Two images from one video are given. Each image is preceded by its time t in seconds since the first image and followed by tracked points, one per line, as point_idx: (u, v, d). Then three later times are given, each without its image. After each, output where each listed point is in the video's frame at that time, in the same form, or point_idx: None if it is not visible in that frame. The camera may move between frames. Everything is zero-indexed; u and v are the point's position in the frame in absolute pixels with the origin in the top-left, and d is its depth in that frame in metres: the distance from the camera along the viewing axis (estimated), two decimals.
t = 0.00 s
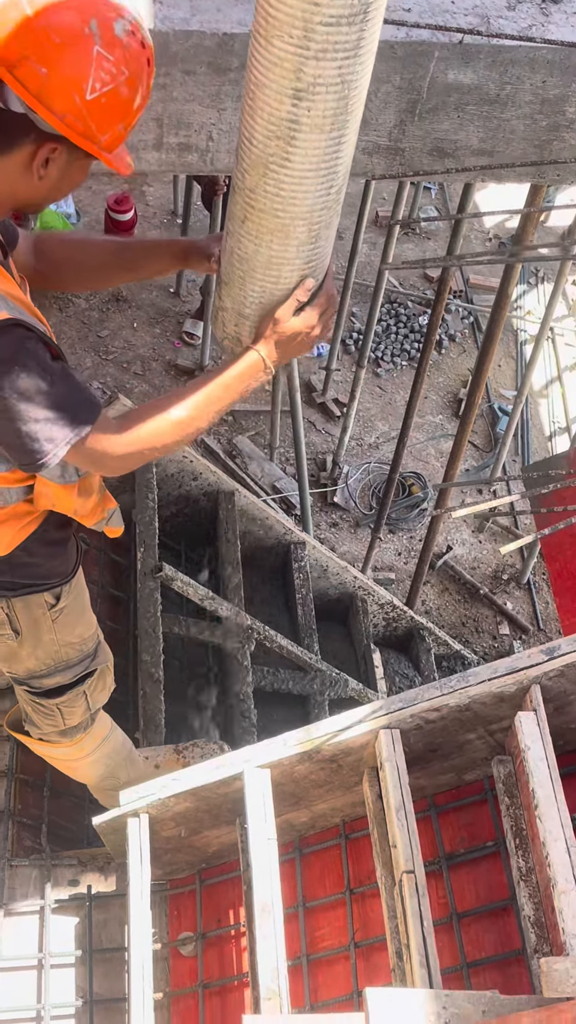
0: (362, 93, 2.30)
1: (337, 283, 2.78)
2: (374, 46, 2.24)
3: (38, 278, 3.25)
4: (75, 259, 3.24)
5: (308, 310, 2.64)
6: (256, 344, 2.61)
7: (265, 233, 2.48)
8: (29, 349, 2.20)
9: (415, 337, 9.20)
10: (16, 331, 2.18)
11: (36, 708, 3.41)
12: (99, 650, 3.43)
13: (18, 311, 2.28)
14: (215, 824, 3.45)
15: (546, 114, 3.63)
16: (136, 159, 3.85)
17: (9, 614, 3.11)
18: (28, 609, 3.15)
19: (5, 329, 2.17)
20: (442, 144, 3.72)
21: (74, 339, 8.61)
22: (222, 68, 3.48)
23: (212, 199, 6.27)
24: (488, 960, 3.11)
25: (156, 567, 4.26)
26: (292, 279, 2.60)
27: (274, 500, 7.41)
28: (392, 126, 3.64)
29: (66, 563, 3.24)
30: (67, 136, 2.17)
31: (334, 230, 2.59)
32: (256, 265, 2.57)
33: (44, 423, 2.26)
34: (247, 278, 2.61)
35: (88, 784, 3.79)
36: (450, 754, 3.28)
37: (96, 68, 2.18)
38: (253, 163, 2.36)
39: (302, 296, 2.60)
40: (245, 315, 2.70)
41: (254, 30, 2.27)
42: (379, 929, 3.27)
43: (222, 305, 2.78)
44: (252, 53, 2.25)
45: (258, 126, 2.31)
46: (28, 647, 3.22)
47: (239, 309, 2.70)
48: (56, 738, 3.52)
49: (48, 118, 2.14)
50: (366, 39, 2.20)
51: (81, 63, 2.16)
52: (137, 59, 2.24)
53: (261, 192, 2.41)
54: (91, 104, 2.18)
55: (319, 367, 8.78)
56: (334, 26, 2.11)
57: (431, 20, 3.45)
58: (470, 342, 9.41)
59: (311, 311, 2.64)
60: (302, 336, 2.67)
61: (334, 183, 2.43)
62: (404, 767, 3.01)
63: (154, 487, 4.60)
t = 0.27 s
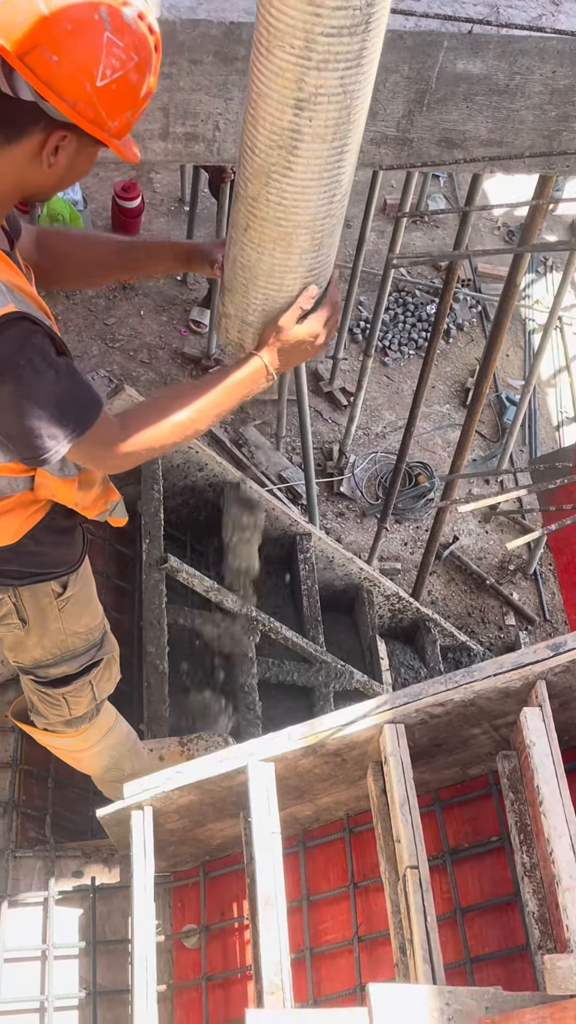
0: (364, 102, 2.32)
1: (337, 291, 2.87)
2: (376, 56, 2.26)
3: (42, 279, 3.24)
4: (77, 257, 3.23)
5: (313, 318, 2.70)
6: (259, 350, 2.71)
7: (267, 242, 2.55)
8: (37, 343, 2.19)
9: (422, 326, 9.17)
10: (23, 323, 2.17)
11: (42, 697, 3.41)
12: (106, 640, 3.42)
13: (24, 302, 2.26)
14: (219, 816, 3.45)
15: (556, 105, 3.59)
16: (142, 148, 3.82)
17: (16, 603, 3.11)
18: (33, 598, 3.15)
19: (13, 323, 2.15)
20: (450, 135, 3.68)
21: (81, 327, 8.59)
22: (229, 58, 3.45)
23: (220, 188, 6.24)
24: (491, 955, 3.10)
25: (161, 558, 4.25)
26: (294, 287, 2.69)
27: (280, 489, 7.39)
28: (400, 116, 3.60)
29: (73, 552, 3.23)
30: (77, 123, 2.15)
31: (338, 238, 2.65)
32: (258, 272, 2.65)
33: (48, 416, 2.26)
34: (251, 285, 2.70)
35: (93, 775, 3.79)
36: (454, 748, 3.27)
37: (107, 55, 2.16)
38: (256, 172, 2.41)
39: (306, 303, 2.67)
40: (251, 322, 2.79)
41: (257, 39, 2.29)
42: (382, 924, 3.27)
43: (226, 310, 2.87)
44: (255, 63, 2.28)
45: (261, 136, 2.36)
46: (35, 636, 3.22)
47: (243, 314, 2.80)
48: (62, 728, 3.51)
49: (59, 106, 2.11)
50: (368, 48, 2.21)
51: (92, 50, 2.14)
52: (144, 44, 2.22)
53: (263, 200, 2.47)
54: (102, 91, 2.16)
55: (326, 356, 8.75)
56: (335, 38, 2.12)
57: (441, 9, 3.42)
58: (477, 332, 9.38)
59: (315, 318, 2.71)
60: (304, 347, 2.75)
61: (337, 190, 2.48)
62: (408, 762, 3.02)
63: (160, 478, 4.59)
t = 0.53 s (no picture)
0: (366, 104, 2.31)
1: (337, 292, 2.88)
2: (378, 57, 2.25)
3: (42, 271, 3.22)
4: (78, 252, 3.22)
5: (312, 319, 2.70)
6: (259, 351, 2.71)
7: (268, 243, 2.53)
8: (31, 338, 2.19)
9: (433, 313, 9.11)
10: (18, 319, 2.17)
11: (46, 690, 3.38)
12: (110, 633, 3.41)
13: (21, 296, 2.25)
14: (221, 813, 3.43)
15: (568, 96, 3.54)
16: (148, 139, 3.76)
17: (20, 595, 3.10)
18: (35, 591, 3.14)
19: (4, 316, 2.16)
20: (459, 126, 3.62)
21: (89, 312, 8.56)
22: (236, 48, 3.40)
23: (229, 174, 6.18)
24: (494, 956, 3.08)
25: (166, 551, 4.24)
26: (295, 288, 2.67)
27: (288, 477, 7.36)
28: (409, 107, 3.55)
29: (75, 543, 3.20)
30: (67, 114, 2.12)
31: (339, 239, 2.64)
32: (259, 273, 2.63)
33: (45, 413, 2.25)
34: (251, 287, 2.68)
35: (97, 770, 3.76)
36: (459, 747, 3.25)
37: (97, 44, 2.13)
38: (256, 173, 2.40)
39: (307, 305, 2.66)
40: (251, 322, 2.77)
41: (259, 40, 2.28)
42: (385, 922, 3.25)
43: (225, 310, 2.85)
44: (256, 64, 2.27)
45: (262, 137, 2.34)
46: (37, 627, 3.21)
47: (242, 315, 2.78)
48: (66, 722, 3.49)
49: (48, 96, 2.08)
50: (370, 50, 2.20)
51: (82, 39, 2.10)
52: (136, 32, 2.18)
53: (264, 201, 2.45)
54: (92, 81, 2.13)
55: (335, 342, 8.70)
56: (336, 40, 2.11)
57: None
58: (488, 318, 9.32)
59: (315, 320, 2.71)
60: (304, 349, 2.75)
61: (338, 191, 2.46)
62: (412, 761, 3.00)
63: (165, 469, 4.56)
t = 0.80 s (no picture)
0: (366, 96, 2.27)
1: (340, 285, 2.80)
2: (378, 50, 2.22)
3: (40, 264, 3.18)
4: (77, 245, 3.19)
5: (313, 312, 2.64)
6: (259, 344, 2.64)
7: (267, 236, 2.48)
8: (28, 334, 2.15)
9: (442, 299, 9.06)
10: (14, 312, 2.13)
11: (46, 687, 3.37)
12: (109, 629, 3.39)
13: (16, 291, 2.22)
14: (221, 810, 3.43)
15: (575, 88, 3.49)
16: (150, 131, 3.71)
17: (18, 592, 3.09)
18: (35, 588, 3.12)
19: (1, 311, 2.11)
20: (465, 119, 3.58)
21: (97, 298, 8.52)
22: (238, 40, 3.37)
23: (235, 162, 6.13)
24: (494, 956, 3.08)
25: (169, 545, 4.23)
26: (295, 280, 2.61)
27: (296, 466, 7.33)
28: (414, 100, 3.51)
29: (75, 540, 3.18)
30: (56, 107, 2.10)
31: (339, 230, 2.58)
32: (258, 266, 2.57)
33: (43, 410, 2.22)
34: (251, 279, 2.63)
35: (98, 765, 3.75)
36: (460, 746, 3.23)
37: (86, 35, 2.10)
38: (255, 166, 2.36)
39: (306, 299, 2.60)
40: (251, 313, 2.72)
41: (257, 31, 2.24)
42: (385, 921, 3.25)
43: (225, 302, 2.80)
44: (254, 56, 2.23)
45: (260, 131, 2.30)
46: (36, 625, 3.19)
47: (242, 307, 2.73)
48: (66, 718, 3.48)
49: (36, 89, 2.06)
50: (369, 44, 2.17)
51: (70, 31, 2.08)
52: (125, 23, 2.16)
53: (263, 194, 2.41)
54: (81, 73, 2.10)
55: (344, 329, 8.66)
56: (335, 32, 2.08)
57: None
58: (498, 305, 9.27)
59: (316, 313, 2.64)
60: (304, 341, 2.69)
61: (338, 184, 2.40)
62: (412, 762, 2.97)
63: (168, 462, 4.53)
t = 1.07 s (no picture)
0: (367, 79, 2.19)
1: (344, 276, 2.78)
2: (380, 31, 2.13)
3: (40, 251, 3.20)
4: (78, 232, 3.16)
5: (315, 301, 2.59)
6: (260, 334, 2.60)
7: (268, 223, 2.42)
8: (25, 327, 2.13)
9: (452, 286, 9.01)
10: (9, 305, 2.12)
11: (50, 678, 3.35)
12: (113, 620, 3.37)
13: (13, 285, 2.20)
14: (225, 804, 3.42)
15: None
16: (153, 122, 3.67)
17: (22, 584, 3.07)
18: (39, 580, 3.11)
19: None
20: (472, 108, 3.54)
21: (106, 285, 8.49)
22: (242, 28, 3.36)
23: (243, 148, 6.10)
24: (497, 952, 3.07)
25: (173, 536, 4.22)
26: (297, 268, 2.55)
27: (304, 453, 7.31)
28: (420, 88, 3.48)
29: (78, 531, 3.17)
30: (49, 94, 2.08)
31: (343, 217, 2.52)
32: (260, 253, 2.52)
33: (41, 403, 2.20)
34: (252, 267, 2.57)
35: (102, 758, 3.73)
36: (464, 741, 3.21)
37: (75, 20, 2.08)
38: (255, 152, 2.29)
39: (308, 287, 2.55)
40: (253, 302, 2.66)
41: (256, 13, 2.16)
42: (388, 916, 3.24)
43: (227, 290, 2.75)
44: (253, 39, 2.16)
45: (259, 116, 2.23)
46: (40, 616, 3.18)
47: (244, 296, 2.67)
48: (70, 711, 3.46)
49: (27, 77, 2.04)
50: (371, 24, 2.08)
51: (59, 16, 2.06)
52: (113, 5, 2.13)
53: (263, 180, 2.34)
54: (72, 58, 2.08)
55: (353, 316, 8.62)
56: (334, 15, 1.99)
57: None
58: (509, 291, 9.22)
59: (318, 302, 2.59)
60: (307, 330, 2.64)
61: (340, 169, 2.34)
62: (415, 758, 2.94)
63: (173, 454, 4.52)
